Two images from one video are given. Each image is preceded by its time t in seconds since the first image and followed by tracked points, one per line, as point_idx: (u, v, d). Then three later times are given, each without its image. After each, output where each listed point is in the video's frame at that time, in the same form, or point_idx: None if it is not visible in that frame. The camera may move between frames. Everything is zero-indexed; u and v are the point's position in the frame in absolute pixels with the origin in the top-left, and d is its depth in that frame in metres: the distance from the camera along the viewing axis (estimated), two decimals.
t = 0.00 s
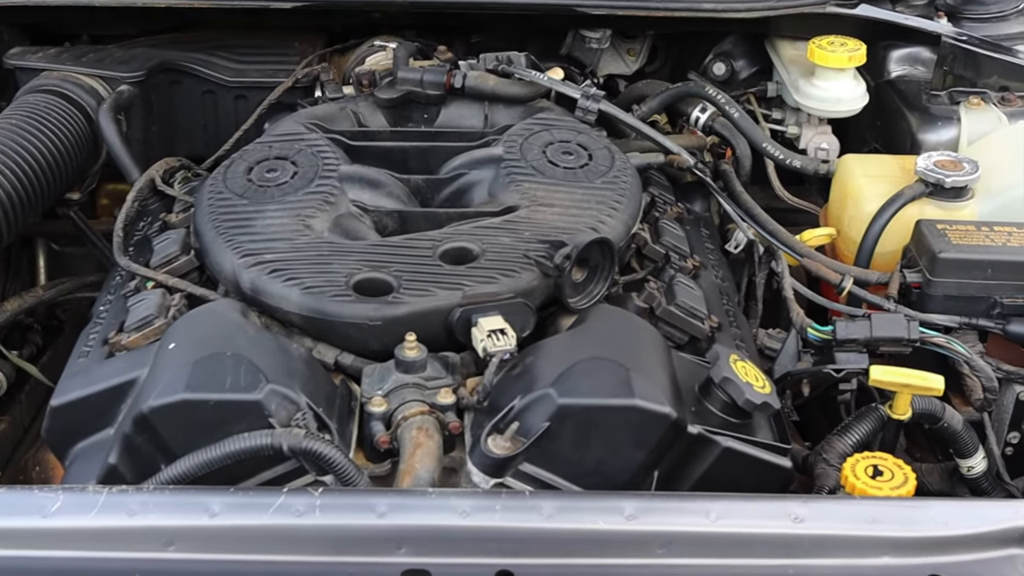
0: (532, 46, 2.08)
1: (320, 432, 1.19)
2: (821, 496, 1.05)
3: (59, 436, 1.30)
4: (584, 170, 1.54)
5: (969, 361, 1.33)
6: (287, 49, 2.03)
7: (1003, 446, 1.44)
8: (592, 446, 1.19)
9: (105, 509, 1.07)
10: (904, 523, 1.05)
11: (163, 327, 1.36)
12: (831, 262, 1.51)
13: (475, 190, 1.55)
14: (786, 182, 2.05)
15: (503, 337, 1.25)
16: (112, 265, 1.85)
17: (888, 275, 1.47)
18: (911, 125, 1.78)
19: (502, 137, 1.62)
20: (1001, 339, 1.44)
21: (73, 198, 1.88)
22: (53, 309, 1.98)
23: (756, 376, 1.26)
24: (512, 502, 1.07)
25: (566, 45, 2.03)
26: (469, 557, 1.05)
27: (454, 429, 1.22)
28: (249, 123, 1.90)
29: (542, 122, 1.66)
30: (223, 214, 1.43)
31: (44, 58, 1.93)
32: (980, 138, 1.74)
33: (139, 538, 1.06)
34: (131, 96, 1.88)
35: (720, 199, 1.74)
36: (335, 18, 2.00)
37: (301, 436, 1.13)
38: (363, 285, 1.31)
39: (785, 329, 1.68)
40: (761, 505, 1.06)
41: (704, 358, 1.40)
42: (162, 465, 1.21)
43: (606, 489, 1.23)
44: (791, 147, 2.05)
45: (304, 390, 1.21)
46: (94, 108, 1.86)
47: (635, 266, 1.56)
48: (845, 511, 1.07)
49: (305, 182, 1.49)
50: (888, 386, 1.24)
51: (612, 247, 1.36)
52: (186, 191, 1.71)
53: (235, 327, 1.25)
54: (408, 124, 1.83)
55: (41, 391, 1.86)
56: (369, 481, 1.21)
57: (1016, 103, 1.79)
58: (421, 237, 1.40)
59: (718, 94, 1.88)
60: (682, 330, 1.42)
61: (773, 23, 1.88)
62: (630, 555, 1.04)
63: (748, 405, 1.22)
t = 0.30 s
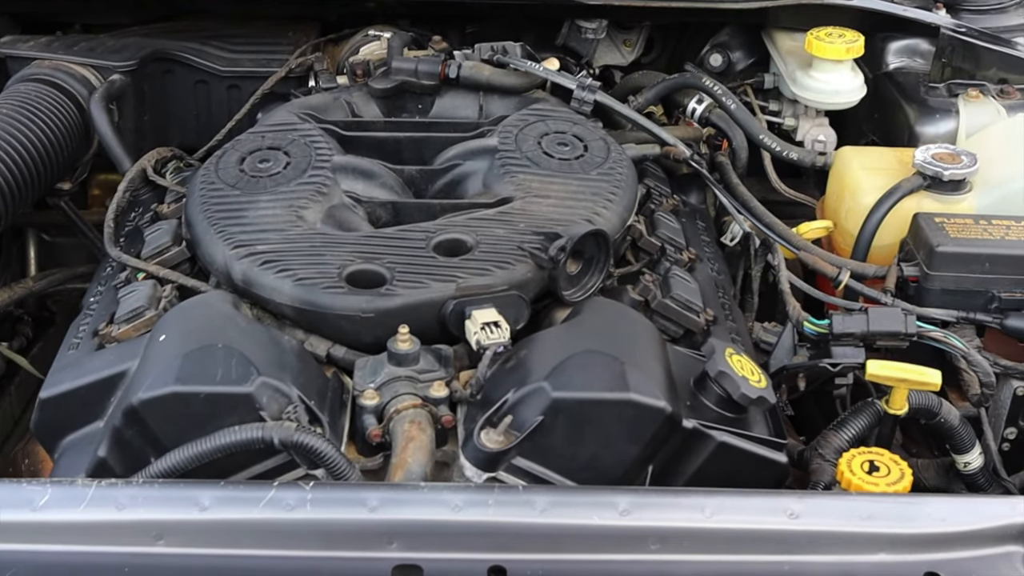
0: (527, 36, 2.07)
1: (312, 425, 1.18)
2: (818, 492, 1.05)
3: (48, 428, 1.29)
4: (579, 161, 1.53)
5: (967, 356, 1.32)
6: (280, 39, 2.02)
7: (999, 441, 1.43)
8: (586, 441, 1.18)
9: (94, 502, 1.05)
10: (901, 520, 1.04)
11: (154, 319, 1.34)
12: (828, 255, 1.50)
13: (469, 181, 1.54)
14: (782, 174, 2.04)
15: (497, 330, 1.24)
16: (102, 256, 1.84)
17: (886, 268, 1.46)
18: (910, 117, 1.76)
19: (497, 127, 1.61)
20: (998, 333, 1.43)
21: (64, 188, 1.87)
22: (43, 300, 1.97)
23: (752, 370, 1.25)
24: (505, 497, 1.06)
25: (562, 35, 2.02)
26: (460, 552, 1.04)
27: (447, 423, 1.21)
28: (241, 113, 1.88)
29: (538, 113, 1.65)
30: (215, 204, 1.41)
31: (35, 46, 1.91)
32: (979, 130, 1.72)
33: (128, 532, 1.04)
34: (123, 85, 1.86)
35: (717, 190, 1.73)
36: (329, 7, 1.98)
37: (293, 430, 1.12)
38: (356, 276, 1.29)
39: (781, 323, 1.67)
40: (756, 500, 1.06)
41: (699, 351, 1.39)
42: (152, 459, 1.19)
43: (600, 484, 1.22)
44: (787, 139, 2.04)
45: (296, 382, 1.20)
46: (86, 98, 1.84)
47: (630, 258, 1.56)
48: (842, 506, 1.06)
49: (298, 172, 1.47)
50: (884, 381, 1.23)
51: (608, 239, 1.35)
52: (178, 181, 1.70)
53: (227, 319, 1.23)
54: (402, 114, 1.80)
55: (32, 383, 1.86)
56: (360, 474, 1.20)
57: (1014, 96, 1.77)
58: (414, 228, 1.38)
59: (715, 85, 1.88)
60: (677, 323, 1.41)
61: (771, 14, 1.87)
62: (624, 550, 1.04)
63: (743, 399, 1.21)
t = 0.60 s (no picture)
0: (529, 26, 2.06)
1: (308, 418, 1.17)
2: (817, 489, 1.04)
3: (43, 419, 1.28)
4: (580, 152, 1.51)
5: (970, 352, 1.30)
6: (280, 28, 2.01)
7: (1002, 438, 1.42)
8: (584, 436, 1.17)
9: (87, 495, 1.04)
10: (901, 517, 1.03)
11: (151, 310, 1.33)
12: (830, 249, 1.49)
13: (469, 172, 1.52)
14: (785, 167, 2.02)
15: (496, 323, 1.23)
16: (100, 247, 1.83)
17: (888, 262, 1.45)
18: (914, 110, 1.75)
19: (497, 118, 1.59)
20: (1002, 328, 1.42)
21: (63, 178, 1.86)
22: (41, 291, 1.96)
23: (752, 364, 1.23)
24: (501, 492, 1.05)
25: (563, 25, 2.00)
26: (456, 547, 1.04)
27: (444, 417, 1.21)
28: (240, 103, 1.87)
29: (539, 104, 1.63)
30: (213, 194, 1.39)
31: (35, 35, 1.89)
32: (984, 124, 1.70)
33: (121, 525, 1.04)
34: (123, 74, 1.85)
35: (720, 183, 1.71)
36: None
37: (289, 423, 1.11)
38: (354, 268, 1.28)
39: (781, 317, 1.66)
40: (755, 497, 1.05)
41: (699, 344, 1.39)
42: (147, 451, 1.18)
43: (598, 479, 1.21)
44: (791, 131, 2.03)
45: (293, 374, 1.19)
46: (85, 87, 1.82)
47: (630, 250, 1.55)
48: (842, 503, 1.05)
49: (297, 163, 1.45)
50: (886, 376, 1.22)
51: (607, 232, 1.33)
52: (176, 171, 1.69)
53: (224, 311, 1.22)
54: (402, 104, 1.79)
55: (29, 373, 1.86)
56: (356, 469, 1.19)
57: (1021, 88, 1.76)
58: (413, 220, 1.37)
59: (717, 77, 1.85)
60: (678, 317, 1.40)
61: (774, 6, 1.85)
62: (622, 546, 1.03)
63: (743, 394, 1.19)
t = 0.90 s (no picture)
0: (538, 19, 2.05)
1: (308, 413, 1.16)
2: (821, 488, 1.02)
3: (45, 411, 1.28)
4: (587, 146, 1.49)
5: (980, 351, 1.28)
6: (288, 21, 2.02)
7: (1011, 438, 1.40)
8: (586, 432, 1.16)
9: (86, 488, 1.04)
10: (906, 518, 1.02)
11: (154, 303, 1.33)
12: (839, 245, 1.47)
13: (475, 165, 1.51)
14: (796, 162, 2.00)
15: (498, 318, 1.22)
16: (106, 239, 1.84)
17: (898, 260, 1.43)
18: (927, 104, 1.72)
19: (504, 111, 1.58)
20: (1011, 327, 1.41)
21: (70, 170, 1.85)
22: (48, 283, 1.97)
23: (758, 362, 1.22)
24: (501, 488, 1.05)
25: (573, 18, 1.99)
26: (456, 544, 1.03)
27: (446, 412, 1.20)
28: (248, 95, 1.87)
29: (547, 97, 1.61)
30: (217, 187, 1.38)
31: (43, 26, 1.89)
32: (998, 119, 1.68)
33: (120, 518, 1.03)
34: (131, 66, 1.85)
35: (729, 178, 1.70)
36: None
37: (289, 417, 1.11)
38: (358, 262, 1.27)
39: (790, 314, 1.65)
40: (759, 496, 1.04)
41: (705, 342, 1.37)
42: (147, 444, 1.18)
43: (600, 476, 1.20)
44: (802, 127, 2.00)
45: (294, 368, 1.18)
46: (92, 79, 1.82)
47: (637, 246, 1.54)
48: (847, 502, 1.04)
49: (302, 155, 1.44)
50: (894, 375, 1.20)
51: (613, 226, 1.33)
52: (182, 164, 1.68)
53: (225, 304, 1.21)
54: (409, 97, 1.78)
55: (34, 364, 1.86)
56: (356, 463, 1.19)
57: None
58: (418, 213, 1.36)
59: (727, 70, 1.85)
60: (684, 313, 1.39)
61: None
62: (623, 544, 1.02)
63: (748, 391, 1.18)
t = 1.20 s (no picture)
0: (555, 16, 2.05)
1: (311, 411, 1.16)
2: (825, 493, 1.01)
3: (53, 405, 1.29)
4: (598, 144, 1.48)
5: (992, 356, 1.27)
6: (305, 16, 2.01)
7: None
8: (589, 433, 1.15)
9: (87, 483, 1.04)
10: (910, 524, 1.00)
11: (161, 298, 1.33)
12: (853, 246, 1.45)
13: (485, 162, 1.50)
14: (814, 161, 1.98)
15: (503, 318, 1.22)
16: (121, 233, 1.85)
17: (912, 261, 1.41)
18: (945, 104, 1.70)
19: (516, 108, 1.57)
20: None
21: (86, 164, 1.87)
22: (65, 276, 1.99)
23: (765, 364, 1.20)
24: (501, 489, 1.05)
25: (590, 15, 1.97)
26: (455, 544, 1.03)
27: (449, 412, 1.21)
28: (262, 90, 1.87)
29: (559, 95, 1.59)
30: (226, 183, 1.38)
31: (59, 20, 1.90)
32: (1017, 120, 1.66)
33: (120, 514, 1.03)
34: (145, 61, 1.86)
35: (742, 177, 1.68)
36: None
37: (290, 415, 1.10)
38: (364, 259, 1.27)
39: (804, 315, 1.63)
40: (761, 500, 1.02)
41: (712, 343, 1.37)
42: (151, 439, 1.18)
43: (603, 477, 1.19)
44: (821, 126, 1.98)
45: (297, 366, 1.18)
46: (107, 73, 1.82)
47: (649, 245, 1.52)
48: (851, 509, 1.02)
49: (312, 151, 1.44)
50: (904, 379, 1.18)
51: (622, 226, 1.32)
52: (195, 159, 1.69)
53: (230, 301, 1.21)
54: (422, 93, 1.78)
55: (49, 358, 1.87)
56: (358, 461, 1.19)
57: None
58: (425, 211, 1.35)
59: (744, 68, 1.82)
60: (694, 313, 1.38)
61: None
62: (623, 548, 1.01)
63: (755, 394, 1.16)
